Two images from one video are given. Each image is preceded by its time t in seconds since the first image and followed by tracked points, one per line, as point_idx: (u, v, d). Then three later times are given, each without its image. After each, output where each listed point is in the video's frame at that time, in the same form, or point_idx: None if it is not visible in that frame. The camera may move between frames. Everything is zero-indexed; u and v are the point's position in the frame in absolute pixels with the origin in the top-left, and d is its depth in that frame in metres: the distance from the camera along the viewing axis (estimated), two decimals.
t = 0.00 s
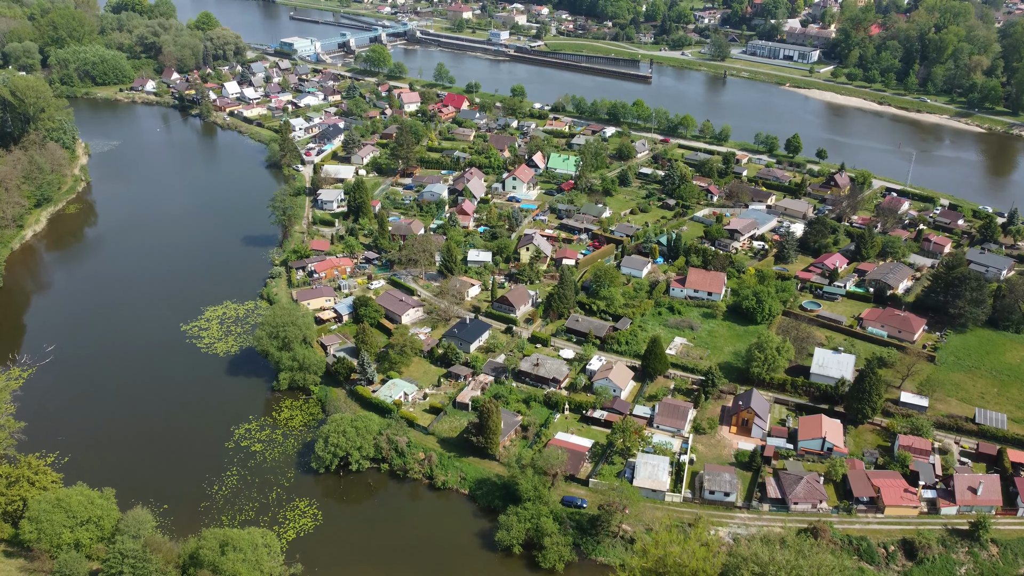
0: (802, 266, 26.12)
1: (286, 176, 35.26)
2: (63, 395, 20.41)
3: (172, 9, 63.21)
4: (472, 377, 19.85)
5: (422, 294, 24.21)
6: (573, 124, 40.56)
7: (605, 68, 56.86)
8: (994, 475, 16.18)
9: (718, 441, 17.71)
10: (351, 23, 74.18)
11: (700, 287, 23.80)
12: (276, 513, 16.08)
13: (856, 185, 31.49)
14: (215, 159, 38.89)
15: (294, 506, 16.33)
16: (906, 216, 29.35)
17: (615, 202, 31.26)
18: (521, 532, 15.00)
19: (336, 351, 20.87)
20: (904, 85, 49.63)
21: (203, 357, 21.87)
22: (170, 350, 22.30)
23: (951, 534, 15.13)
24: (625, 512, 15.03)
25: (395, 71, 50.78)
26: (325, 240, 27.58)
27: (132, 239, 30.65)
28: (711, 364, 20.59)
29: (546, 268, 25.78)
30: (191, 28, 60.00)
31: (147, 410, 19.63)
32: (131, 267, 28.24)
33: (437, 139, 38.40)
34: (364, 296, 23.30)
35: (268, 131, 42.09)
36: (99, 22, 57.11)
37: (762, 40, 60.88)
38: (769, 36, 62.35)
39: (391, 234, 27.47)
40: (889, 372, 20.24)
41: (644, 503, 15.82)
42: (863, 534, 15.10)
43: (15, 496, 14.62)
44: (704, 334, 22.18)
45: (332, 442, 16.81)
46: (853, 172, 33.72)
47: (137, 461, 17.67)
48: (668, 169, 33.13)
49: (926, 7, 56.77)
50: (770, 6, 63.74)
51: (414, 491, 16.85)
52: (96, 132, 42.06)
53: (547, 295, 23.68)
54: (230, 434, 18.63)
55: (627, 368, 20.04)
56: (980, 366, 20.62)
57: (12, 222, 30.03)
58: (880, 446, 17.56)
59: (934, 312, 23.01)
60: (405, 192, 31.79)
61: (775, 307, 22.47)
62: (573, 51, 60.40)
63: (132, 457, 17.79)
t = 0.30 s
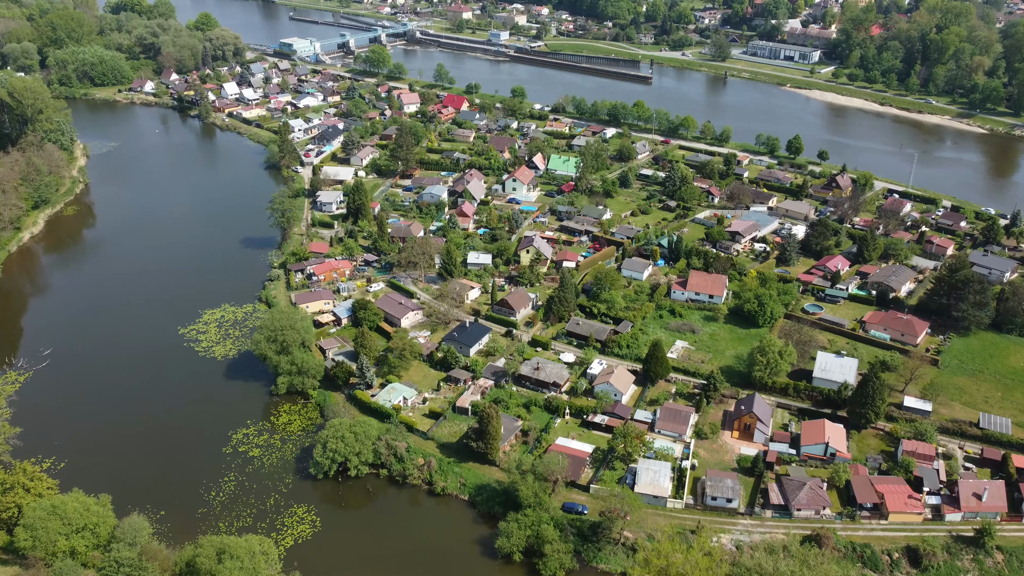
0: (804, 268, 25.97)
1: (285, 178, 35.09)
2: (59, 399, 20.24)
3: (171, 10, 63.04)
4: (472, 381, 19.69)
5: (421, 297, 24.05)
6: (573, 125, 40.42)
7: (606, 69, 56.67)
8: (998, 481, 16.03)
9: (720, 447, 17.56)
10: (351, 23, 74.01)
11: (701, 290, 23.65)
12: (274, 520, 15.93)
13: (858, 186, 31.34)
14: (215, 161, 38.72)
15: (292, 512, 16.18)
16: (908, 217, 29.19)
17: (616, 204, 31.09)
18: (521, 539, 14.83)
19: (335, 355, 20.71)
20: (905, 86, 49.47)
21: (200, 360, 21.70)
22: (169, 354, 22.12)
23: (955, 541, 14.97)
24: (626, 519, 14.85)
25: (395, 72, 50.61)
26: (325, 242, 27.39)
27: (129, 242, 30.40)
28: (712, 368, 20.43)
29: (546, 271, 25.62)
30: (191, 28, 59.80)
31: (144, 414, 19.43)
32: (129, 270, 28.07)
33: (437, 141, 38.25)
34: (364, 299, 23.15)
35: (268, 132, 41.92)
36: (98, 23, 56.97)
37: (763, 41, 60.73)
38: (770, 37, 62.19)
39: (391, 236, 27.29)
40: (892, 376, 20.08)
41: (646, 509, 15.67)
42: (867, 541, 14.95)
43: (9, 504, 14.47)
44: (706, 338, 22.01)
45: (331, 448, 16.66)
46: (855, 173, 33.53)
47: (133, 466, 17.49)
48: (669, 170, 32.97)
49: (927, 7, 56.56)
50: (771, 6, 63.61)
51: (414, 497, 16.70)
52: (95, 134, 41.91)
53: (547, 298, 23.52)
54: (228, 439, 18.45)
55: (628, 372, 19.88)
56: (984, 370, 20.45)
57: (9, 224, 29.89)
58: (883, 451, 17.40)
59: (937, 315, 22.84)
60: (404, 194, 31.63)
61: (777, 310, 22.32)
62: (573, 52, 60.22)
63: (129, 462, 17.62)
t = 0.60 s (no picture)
0: (806, 271, 25.76)
1: (283, 179, 34.90)
2: (55, 403, 20.03)
3: (170, 10, 62.84)
4: (472, 386, 19.49)
5: (420, 300, 23.85)
6: (573, 127, 40.23)
7: (606, 69, 56.50)
8: (1004, 488, 15.84)
9: (722, 453, 17.37)
10: (350, 24, 73.79)
11: (703, 293, 23.45)
12: (271, 528, 15.72)
13: (860, 188, 31.13)
14: (213, 162, 38.50)
15: (289, 520, 15.97)
16: (911, 220, 28.99)
17: (616, 206, 30.90)
18: (521, 548, 14.59)
19: (333, 360, 20.52)
20: (906, 86, 49.28)
21: (198, 364, 21.45)
22: (165, 358, 21.85)
23: (961, 549, 14.78)
24: (628, 528, 14.66)
25: (394, 72, 50.39)
26: (323, 245, 27.19)
27: (127, 244, 30.16)
28: (715, 373, 20.23)
29: (547, 274, 25.43)
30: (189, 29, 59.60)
31: (140, 420, 19.17)
32: (127, 273, 27.82)
33: (437, 142, 38.04)
34: (362, 302, 22.95)
35: (266, 133, 41.70)
36: (96, 24, 56.78)
37: (763, 41, 60.55)
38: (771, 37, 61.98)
39: (390, 239, 27.09)
40: (896, 381, 19.88)
41: (647, 517, 15.46)
42: (872, 550, 14.74)
43: (2, 513, 14.25)
44: (707, 342, 21.82)
45: (328, 454, 16.46)
46: (856, 174, 33.33)
47: (129, 473, 17.26)
48: (670, 172, 32.76)
49: (928, 8, 56.37)
50: (771, 6, 63.45)
51: (413, 504, 16.49)
52: (93, 135, 41.70)
53: (547, 301, 23.33)
54: (225, 445, 18.21)
55: (629, 377, 19.68)
56: (988, 374, 20.25)
57: (5, 227, 29.67)
58: (887, 458, 17.20)
59: (941, 318, 22.64)
60: (403, 197, 31.43)
61: (779, 314, 22.13)
62: (573, 53, 60.01)
63: (124, 468, 17.44)
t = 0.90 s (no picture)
0: (808, 274, 25.52)
1: (281, 181, 34.65)
2: (48, 409, 19.76)
3: (168, 11, 62.57)
4: (471, 392, 19.25)
5: (419, 304, 23.62)
6: (573, 128, 39.98)
7: (606, 70, 56.24)
8: (1010, 497, 15.62)
9: (724, 460, 17.13)
10: (349, 24, 73.51)
11: (704, 297, 23.21)
12: (267, 538, 15.49)
13: (862, 190, 30.88)
14: (211, 164, 38.26)
15: (285, 530, 15.74)
16: (913, 222, 28.75)
17: (616, 208, 30.66)
18: (521, 559, 14.25)
19: (331, 366, 20.29)
20: (908, 87, 49.06)
21: (194, 369, 21.22)
22: (161, 363, 21.60)
23: (967, 559, 14.56)
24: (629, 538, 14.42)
25: (393, 73, 50.14)
26: (321, 249, 26.95)
27: (124, 247, 29.94)
28: (716, 378, 19.99)
29: (546, 277, 25.20)
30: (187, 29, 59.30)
31: (135, 426, 18.94)
32: (123, 276, 27.56)
33: (436, 143, 37.78)
34: (360, 307, 22.72)
35: (264, 134, 41.44)
36: (94, 25, 56.50)
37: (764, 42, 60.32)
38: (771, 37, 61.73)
39: (389, 242, 26.85)
40: (900, 387, 19.65)
41: (649, 527, 15.23)
42: (877, 560, 14.52)
43: None
44: (709, 346, 21.59)
45: (325, 463, 16.25)
46: (858, 176, 33.10)
47: (124, 481, 17.03)
48: (670, 174, 32.51)
49: (930, 8, 56.16)
50: (772, 7, 63.24)
51: (410, 512, 16.26)
52: (91, 137, 41.47)
53: (547, 305, 23.10)
54: (221, 452, 17.98)
55: (630, 383, 19.44)
56: (993, 380, 20.01)
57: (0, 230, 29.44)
58: (892, 465, 16.97)
59: (945, 323, 22.39)
60: (402, 199, 31.18)
61: (781, 318, 21.89)
62: (573, 53, 59.76)
63: (117, 478, 17.14)
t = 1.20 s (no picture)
0: (811, 278, 25.27)
1: (279, 184, 34.37)
2: (41, 417, 19.48)
3: (166, 11, 62.27)
4: (469, 400, 18.99)
5: (417, 309, 23.36)
6: (573, 130, 39.72)
7: (606, 71, 55.96)
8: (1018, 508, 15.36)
9: (727, 470, 16.88)
10: (348, 25, 73.25)
11: (706, 302, 22.96)
12: (262, 549, 15.23)
13: (864, 192, 30.63)
14: (209, 166, 37.96)
15: (280, 541, 15.47)
16: (917, 225, 28.48)
17: (616, 211, 30.39)
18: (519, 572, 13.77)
19: (327, 372, 20.00)
20: (910, 88, 48.78)
21: (189, 376, 20.93)
22: (156, 370, 21.30)
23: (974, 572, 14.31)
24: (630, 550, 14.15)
25: (392, 74, 49.90)
26: (318, 253, 26.67)
27: (120, 250, 29.65)
28: (718, 385, 19.73)
29: (546, 282, 24.95)
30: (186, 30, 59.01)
31: (129, 434, 18.66)
32: (119, 281, 27.25)
33: (435, 145, 37.51)
34: (358, 312, 22.45)
35: (262, 136, 41.17)
36: (92, 26, 56.29)
37: (765, 42, 60.06)
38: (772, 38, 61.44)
39: (386, 246, 26.57)
40: (904, 394, 19.40)
41: (650, 539, 14.97)
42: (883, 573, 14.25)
43: None
44: (711, 352, 21.33)
45: (321, 473, 15.97)
46: (860, 179, 32.84)
47: (116, 491, 16.74)
48: (671, 177, 32.24)
49: (932, 9, 55.89)
50: (772, 7, 62.98)
51: (408, 523, 15.99)
52: (88, 139, 41.22)
53: (547, 310, 22.85)
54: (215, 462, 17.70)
55: (631, 390, 19.18)
56: (998, 386, 19.76)
57: None
58: (897, 475, 16.71)
59: (949, 328, 22.11)
60: (401, 202, 30.91)
61: (783, 324, 21.64)
62: (573, 54, 59.51)
63: (110, 488, 16.85)
